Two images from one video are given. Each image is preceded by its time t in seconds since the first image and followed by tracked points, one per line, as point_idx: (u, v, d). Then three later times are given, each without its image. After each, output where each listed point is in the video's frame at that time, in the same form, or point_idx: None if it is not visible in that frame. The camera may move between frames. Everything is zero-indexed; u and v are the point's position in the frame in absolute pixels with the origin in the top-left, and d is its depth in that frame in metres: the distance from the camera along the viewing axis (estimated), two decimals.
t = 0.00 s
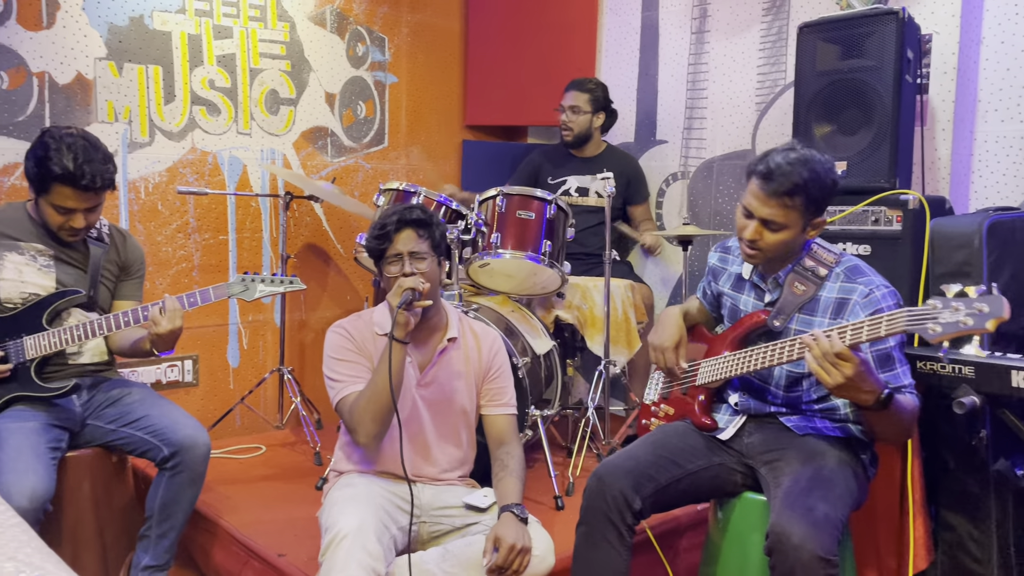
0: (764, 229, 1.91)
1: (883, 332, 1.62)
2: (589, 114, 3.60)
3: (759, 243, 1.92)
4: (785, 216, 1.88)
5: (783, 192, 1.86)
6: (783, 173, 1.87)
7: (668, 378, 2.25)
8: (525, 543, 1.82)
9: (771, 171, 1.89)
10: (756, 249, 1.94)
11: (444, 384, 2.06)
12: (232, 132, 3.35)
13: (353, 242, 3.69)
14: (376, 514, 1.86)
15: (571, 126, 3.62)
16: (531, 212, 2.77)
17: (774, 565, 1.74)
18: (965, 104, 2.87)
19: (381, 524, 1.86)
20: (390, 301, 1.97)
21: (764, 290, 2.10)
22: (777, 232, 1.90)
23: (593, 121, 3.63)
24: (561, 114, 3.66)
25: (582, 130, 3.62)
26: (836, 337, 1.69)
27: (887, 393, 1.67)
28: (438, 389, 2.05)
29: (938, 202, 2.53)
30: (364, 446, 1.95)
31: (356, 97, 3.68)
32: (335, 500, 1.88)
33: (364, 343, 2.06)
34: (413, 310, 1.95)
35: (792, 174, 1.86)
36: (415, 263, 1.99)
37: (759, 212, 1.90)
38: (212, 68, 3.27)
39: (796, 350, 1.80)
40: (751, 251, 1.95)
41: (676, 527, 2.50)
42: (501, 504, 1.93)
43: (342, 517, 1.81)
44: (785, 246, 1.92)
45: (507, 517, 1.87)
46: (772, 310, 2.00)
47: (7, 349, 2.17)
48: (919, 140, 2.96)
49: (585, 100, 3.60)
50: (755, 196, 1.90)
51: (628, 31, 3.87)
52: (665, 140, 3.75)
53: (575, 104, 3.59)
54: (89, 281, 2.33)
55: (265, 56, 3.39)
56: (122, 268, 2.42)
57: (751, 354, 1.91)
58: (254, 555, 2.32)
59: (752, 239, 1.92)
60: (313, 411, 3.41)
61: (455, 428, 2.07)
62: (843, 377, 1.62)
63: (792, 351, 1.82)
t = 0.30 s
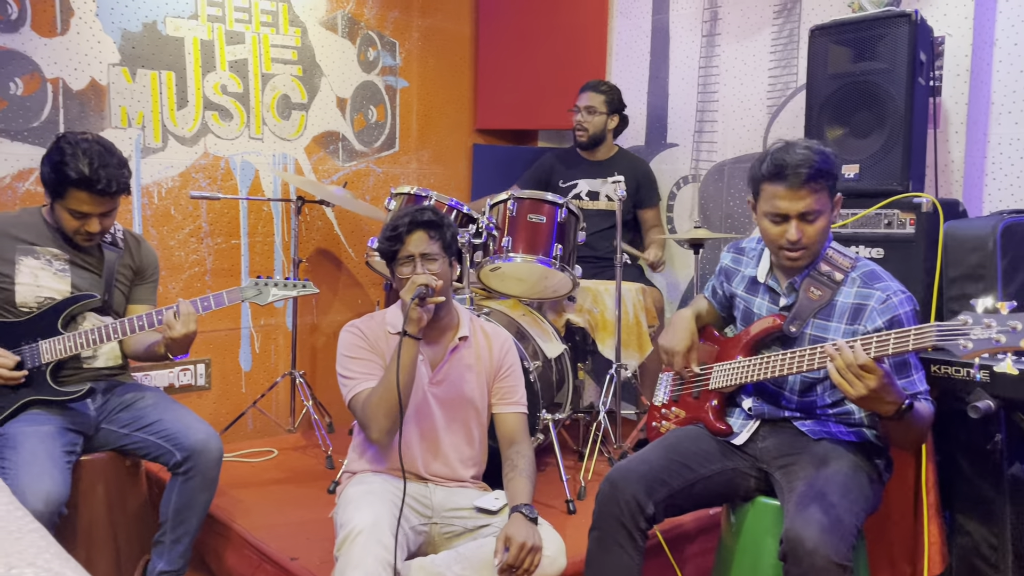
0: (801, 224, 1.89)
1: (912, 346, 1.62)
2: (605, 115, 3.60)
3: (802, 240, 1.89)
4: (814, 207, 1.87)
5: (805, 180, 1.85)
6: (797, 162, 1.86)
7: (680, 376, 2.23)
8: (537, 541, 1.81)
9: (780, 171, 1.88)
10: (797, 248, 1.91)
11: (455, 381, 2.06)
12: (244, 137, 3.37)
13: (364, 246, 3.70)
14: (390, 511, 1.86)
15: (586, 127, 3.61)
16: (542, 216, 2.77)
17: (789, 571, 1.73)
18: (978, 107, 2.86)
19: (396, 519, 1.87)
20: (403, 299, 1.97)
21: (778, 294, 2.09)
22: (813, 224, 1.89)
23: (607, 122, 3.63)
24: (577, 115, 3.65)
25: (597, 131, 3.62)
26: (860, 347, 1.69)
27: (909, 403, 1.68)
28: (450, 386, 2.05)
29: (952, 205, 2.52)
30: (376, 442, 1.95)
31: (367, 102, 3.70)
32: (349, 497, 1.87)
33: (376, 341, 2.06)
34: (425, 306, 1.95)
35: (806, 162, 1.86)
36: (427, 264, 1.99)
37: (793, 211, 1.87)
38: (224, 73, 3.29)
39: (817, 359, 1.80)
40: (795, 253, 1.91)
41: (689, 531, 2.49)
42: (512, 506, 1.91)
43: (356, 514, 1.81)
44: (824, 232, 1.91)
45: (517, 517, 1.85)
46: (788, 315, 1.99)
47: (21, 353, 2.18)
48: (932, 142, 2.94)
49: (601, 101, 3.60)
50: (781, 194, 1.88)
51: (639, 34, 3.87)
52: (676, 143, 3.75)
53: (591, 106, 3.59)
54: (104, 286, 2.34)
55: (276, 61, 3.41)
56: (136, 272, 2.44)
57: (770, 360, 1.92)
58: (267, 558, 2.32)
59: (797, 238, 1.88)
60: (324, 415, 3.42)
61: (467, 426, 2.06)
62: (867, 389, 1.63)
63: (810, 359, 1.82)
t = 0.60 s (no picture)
0: (810, 227, 1.87)
1: (921, 351, 1.62)
2: (609, 119, 3.60)
3: (814, 242, 1.87)
4: (820, 208, 1.86)
5: (806, 182, 1.85)
6: (796, 166, 1.87)
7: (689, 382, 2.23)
8: (547, 540, 1.80)
9: (781, 180, 1.88)
10: (810, 250, 1.88)
11: (464, 386, 2.06)
12: (255, 141, 3.38)
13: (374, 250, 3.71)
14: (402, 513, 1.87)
15: (590, 130, 3.61)
16: (552, 220, 2.77)
17: None
18: (990, 109, 2.84)
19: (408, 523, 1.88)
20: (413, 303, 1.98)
21: (789, 299, 2.08)
22: (821, 224, 1.87)
23: (612, 125, 3.63)
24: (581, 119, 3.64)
25: (601, 135, 3.62)
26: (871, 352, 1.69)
27: (920, 408, 1.67)
28: (459, 391, 2.05)
29: (964, 208, 2.51)
30: (385, 445, 1.94)
31: (377, 106, 3.71)
32: (360, 500, 1.87)
33: (386, 345, 2.07)
34: (435, 309, 1.96)
35: (804, 165, 1.87)
36: (437, 269, 2.00)
37: (800, 216, 1.86)
38: (234, 78, 3.30)
39: (828, 364, 1.80)
40: (810, 256, 1.89)
41: (700, 536, 2.49)
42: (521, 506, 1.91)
43: (369, 515, 1.82)
44: (834, 230, 1.89)
45: (526, 517, 1.84)
46: (799, 319, 1.99)
47: (36, 357, 2.20)
48: (944, 145, 2.93)
49: (605, 104, 3.60)
50: (785, 199, 1.87)
51: (648, 37, 3.87)
52: (686, 146, 3.74)
53: (594, 110, 3.59)
54: (117, 290, 2.35)
55: (287, 66, 3.42)
56: (149, 277, 2.46)
57: (780, 365, 1.91)
58: (277, 562, 2.33)
59: (808, 241, 1.86)
60: (335, 418, 3.43)
61: (476, 431, 2.06)
62: (877, 393, 1.62)
63: (818, 364, 1.82)
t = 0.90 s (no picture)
0: (818, 232, 1.86)
1: (935, 353, 1.60)
2: (617, 119, 3.60)
3: (822, 247, 1.85)
4: (827, 213, 1.84)
5: (811, 188, 1.83)
6: (801, 171, 1.85)
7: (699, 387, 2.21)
8: (558, 557, 1.79)
9: (787, 186, 1.85)
10: (819, 256, 1.87)
11: (472, 396, 2.05)
12: (263, 144, 3.39)
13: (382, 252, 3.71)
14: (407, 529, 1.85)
15: (596, 131, 3.60)
16: (560, 221, 2.76)
17: None
18: (1002, 108, 2.82)
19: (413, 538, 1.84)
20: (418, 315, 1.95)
21: (800, 301, 2.07)
22: (828, 229, 1.86)
23: (619, 125, 3.62)
24: (588, 119, 3.63)
25: (609, 135, 3.61)
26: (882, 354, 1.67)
27: (932, 410, 1.66)
28: (466, 401, 2.04)
29: (976, 208, 2.49)
30: (391, 459, 1.94)
31: (385, 108, 3.71)
32: (365, 518, 1.86)
33: (391, 355, 2.06)
34: (440, 322, 1.93)
35: (809, 171, 1.85)
36: (443, 276, 1.99)
37: (807, 223, 1.84)
38: (242, 81, 3.31)
39: (839, 368, 1.78)
40: (820, 262, 1.88)
41: (710, 539, 2.48)
42: (532, 517, 1.90)
43: (373, 533, 1.80)
44: (842, 234, 1.88)
45: (538, 530, 1.84)
46: (811, 322, 1.97)
47: (45, 360, 2.20)
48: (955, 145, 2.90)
49: (611, 105, 3.60)
50: (791, 207, 1.85)
51: (657, 38, 3.86)
52: (694, 147, 3.73)
53: (603, 110, 3.59)
54: (126, 294, 2.36)
55: (295, 68, 3.43)
56: (158, 279, 2.46)
57: (791, 368, 1.90)
58: (285, 566, 2.32)
59: (816, 247, 1.85)
60: (343, 421, 3.43)
61: (484, 441, 2.05)
62: (889, 395, 1.61)
63: (826, 366, 1.81)
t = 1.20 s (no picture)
0: (832, 220, 1.85)
1: (948, 354, 1.59)
2: (634, 117, 3.60)
3: (833, 235, 1.84)
4: (842, 200, 1.83)
5: (830, 173, 1.82)
6: (821, 158, 1.85)
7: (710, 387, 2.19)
8: (565, 555, 1.78)
9: (805, 169, 1.86)
10: (830, 245, 1.86)
11: (481, 392, 2.03)
12: (271, 144, 3.38)
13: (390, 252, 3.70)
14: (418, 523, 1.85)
15: (615, 128, 3.60)
16: (568, 222, 2.74)
17: None
18: (1016, 107, 2.79)
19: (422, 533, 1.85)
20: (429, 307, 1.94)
21: (812, 302, 2.05)
22: (843, 218, 1.85)
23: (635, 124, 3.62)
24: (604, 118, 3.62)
25: (627, 133, 3.61)
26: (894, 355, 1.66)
27: (948, 416, 1.63)
28: (475, 397, 2.03)
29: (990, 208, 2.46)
30: (401, 453, 1.93)
31: (393, 108, 3.70)
32: (375, 510, 1.85)
33: (402, 350, 2.05)
34: (452, 316, 1.93)
35: (830, 158, 1.85)
36: (453, 274, 1.98)
37: (821, 208, 1.83)
38: (250, 81, 3.30)
39: (850, 369, 1.75)
40: (828, 252, 1.86)
41: (721, 542, 2.46)
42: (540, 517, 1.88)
43: (384, 524, 1.80)
44: (857, 226, 1.86)
45: (545, 530, 1.83)
46: (823, 323, 1.95)
47: (53, 361, 2.20)
48: (968, 145, 2.87)
49: (628, 103, 3.59)
50: (808, 190, 1.85)
51: (666, 37, 3.84)
52: (704, 147, 3.71)
53: (620, 108, 3.58)
54: (135, 295, 2.35)
55: (302, 69, 3.42)
56: (167, 281, 2.45)
57: (803, 370, 1.88)
58: (293, 567, 2.32)
59: (827, 234, 1.84)
60: (351, 422, 3.42)
61: (493, 438, 2.04)
62: (901, 397, 1.59)
63: (836, 368, 1.79)
